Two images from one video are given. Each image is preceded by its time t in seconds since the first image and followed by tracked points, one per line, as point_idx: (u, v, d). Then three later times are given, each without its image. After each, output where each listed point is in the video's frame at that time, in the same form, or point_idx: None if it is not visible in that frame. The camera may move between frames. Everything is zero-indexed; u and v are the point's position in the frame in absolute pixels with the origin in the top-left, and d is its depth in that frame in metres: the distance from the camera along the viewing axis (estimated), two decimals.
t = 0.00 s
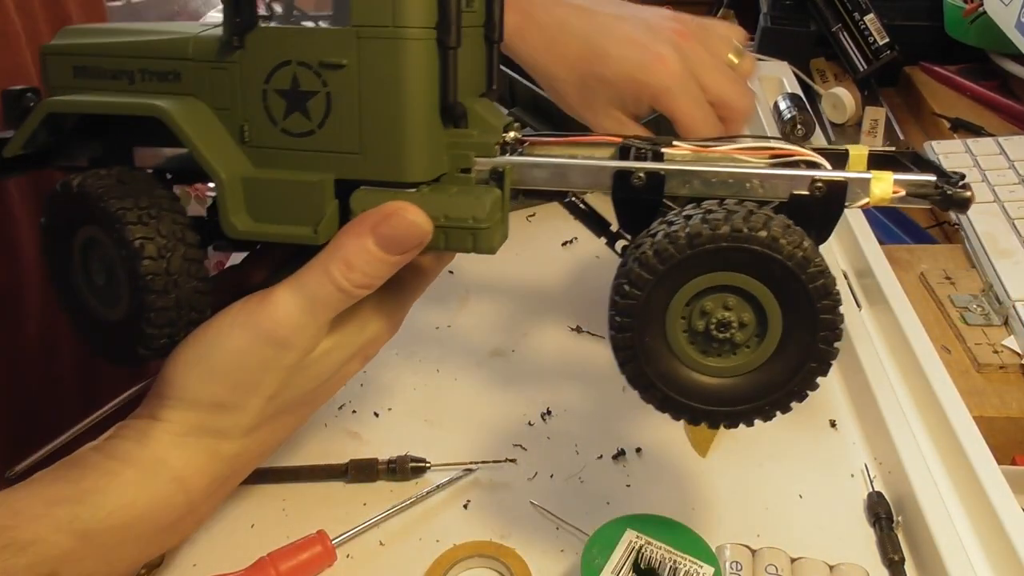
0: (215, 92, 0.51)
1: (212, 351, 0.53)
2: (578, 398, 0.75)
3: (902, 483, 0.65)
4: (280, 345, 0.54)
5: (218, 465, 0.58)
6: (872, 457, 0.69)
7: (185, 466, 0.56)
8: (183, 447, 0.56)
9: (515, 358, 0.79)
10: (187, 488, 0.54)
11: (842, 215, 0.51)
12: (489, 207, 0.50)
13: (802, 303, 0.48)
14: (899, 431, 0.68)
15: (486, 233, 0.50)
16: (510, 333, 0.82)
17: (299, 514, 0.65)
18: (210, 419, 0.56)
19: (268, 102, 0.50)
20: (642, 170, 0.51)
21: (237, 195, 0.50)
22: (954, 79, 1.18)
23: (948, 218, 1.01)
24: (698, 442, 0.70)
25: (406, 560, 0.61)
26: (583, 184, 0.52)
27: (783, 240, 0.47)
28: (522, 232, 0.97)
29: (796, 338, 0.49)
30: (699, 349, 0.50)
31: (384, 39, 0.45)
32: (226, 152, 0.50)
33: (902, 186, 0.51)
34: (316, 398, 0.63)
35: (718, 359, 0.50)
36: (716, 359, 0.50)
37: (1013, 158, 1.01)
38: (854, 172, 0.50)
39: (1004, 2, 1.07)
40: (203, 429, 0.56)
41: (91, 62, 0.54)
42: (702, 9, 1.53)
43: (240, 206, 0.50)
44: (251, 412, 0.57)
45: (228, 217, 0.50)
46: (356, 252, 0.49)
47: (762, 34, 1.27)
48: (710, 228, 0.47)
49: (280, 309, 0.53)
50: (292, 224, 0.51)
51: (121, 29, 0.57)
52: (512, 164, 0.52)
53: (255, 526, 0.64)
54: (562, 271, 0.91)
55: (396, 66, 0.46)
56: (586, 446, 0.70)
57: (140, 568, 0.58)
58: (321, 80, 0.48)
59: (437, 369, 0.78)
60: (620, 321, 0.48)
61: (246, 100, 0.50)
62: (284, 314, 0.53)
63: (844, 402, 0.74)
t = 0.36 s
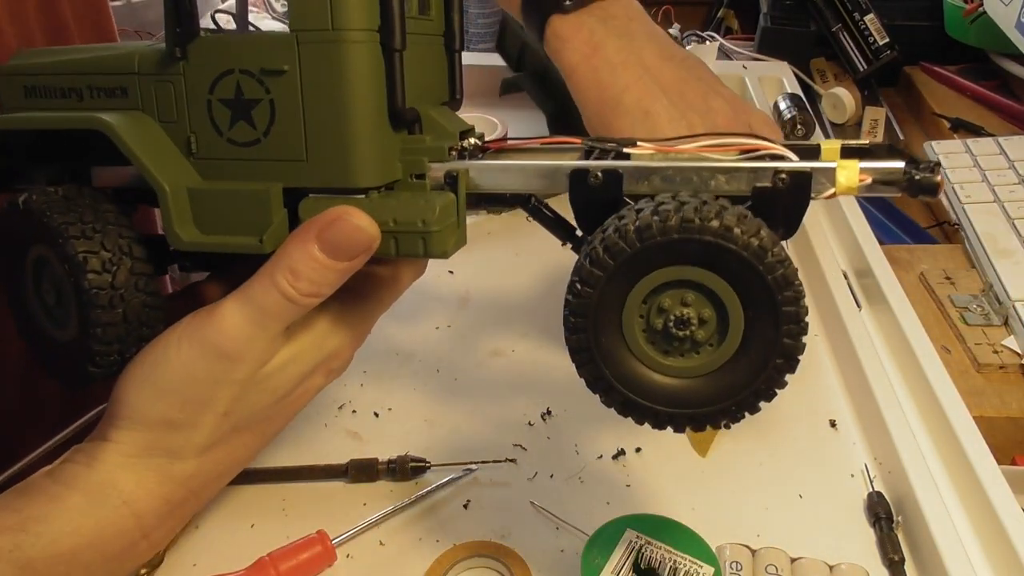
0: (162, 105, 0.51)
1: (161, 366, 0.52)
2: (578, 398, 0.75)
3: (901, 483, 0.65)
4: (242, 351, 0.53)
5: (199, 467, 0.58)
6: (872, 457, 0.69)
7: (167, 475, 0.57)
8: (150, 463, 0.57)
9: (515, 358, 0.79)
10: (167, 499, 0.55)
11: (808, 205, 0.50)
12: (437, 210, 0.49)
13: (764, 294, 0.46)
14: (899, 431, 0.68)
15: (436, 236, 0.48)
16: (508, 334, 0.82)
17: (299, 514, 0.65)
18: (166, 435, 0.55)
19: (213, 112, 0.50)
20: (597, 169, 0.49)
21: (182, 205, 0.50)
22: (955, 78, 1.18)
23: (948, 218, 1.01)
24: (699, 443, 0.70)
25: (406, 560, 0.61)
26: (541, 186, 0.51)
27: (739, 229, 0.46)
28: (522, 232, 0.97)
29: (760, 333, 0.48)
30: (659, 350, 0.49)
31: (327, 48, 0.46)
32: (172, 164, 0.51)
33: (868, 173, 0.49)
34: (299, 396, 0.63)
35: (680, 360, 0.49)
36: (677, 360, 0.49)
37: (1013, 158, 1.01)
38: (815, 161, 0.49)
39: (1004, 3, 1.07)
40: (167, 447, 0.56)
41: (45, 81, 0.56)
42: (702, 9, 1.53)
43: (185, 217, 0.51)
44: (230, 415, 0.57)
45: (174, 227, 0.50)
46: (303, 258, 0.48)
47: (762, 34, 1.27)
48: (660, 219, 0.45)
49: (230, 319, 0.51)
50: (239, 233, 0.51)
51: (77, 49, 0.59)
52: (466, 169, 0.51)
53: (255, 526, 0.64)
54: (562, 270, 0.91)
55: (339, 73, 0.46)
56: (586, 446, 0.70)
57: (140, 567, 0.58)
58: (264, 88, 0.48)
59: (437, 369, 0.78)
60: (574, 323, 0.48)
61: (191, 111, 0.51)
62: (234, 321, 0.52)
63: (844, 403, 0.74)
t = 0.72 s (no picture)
0: (220, 74, 0.49)
1: (225, 320, 0.51)
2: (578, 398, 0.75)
3: (902, 484, 0.65)
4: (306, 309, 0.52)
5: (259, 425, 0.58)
6: (872, 457, 0.69)
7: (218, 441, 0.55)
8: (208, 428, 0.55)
9: (515, 357, 0.79)
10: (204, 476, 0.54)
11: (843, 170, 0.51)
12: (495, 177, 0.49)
13: (812, 250, 0.47)
14: (898, 432, 0.68)
15: (495, 200, 0.49)
16: (509, 333, 0.82)
17: (298, 514, 0.65)
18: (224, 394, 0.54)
19: (272, 81, 0.49)
20: (642, 136, 0.51)
21: (249, 173, 0.50)
22: (954, 79, 1.18)
23: (948, 218, 1.01)
24: (700, 441, 0.69)
25: (406, 560, 0.61)
26: (587, 152, 0.52)
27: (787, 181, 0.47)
28: (522, 232, 0.97)
29: (808, 289, 0.48)
30: (712, 304, 0.49)
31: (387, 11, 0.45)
32: (230, 132, 0.49)
33: (899, 140, 0.50)
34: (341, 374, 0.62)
35: (731, 313, 0.49)
36: (729, 314, 0.49)
37: (1012, 158, 1.01)
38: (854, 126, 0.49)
39: (1004, 3, 1.07)
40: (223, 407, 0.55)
41: (90, 49, 0.53)
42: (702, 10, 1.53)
43: (251, 184, 0.50)
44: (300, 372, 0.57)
45: (242, 193, 0.50)
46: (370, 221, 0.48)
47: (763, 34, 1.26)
48: (716, 178, 0.46)
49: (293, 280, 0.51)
50: (299, 199, 0.50)
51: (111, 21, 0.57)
52: (514, 137, 0.51)
53: (255, 526, 0.64)
54: (562, 271, 0.91)
55: (402, 38, 0.45)
56: (586, 446, 0.70)
57: (140, 567, 0.58)
58: (325, 57, 0.47)
59: (437, 369, 0.78)
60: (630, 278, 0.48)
61: (249, 80, 0.49)
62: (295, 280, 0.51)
63: (845, 403, 0.74)
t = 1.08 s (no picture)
0: (402, 56, 0.58)
1: (387, 249, 0.60)
2: (578, 398, 0.75)
3: (901, 484, 0.65)
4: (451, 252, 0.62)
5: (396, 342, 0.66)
6: (872, 457, 0.69)
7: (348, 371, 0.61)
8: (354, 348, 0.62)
9: (516, 357, 0.79)
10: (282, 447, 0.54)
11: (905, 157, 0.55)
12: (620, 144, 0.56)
13: (874, 208, 0.50)
14: (898, 431, 0.68)
15: (612, 166, 0.56)
16: (508, 333, 0.82)
17: (299, 513, 0.65)
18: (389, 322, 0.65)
19: (442, 65, 0.57)
20: (737, 123, 0.55)
21: (416, 132, 0.58)
22: (954, 79, 1.18)
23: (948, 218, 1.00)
24: (698, 441, 0.70)
25: (405, 560, 0.61)
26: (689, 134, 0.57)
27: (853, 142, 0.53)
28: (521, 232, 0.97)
29: (869, 243, 0.51)
30: (785, 252, 0.53)
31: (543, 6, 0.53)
32: (402, 101, 0.58)
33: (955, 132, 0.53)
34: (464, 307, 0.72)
35: (802, 261, 0.53)
36: (800, 262, 0.53)
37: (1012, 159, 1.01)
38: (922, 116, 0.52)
39: (1004, 3, 1.07)
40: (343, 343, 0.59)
41: (301, 35, 0.63)
42: (702, 10, 1.53)
43: (417, 141, 0.58)
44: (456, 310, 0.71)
45: (409, 149, 0.58)
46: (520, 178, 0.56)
47: (763, 34, 1.28)
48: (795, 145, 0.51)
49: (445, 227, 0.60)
50: (458, 156, 0.59)
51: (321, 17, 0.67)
52: (629, 120, 0.56)
53: (255, 526, 0.64)
54: (562, 270, 0.91)
55: (551, 32, 0.53)
56: (586, 446, 0.70)
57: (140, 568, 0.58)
58: (485, 47, 0.55)
59: (437, 369, 0.78)
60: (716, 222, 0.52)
61: (425, 63, 0.58)
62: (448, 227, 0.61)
63: (845, 404, 0.74)
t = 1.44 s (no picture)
0: (408, 119, 0.71)
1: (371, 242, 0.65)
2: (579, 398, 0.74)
3: (902, 483, 0.65)
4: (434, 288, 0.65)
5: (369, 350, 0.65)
6: (872, 456, 0.69)
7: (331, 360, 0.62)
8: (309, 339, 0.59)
9: (516, 358, 0.79)
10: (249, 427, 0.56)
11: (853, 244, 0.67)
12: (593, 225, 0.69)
13: (804, 306, 0.62)
14: (899, 431, 0.68)
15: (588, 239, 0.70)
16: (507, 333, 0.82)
17: (299, 513, 0.65)
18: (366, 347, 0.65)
19: (444, 129, 0.70)
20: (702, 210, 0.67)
21: (417, 193, 0.72)
22: (954, 78, 1.18)
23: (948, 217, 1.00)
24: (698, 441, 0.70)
25: (406, 561, 0.61)
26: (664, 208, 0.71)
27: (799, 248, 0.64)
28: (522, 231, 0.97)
29: (805, 333, 0.63)
30: (733, 338, 0.65)
31: (537, 89, 0.64)
32: (409, 161, 0.71)
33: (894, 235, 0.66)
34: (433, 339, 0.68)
35: (745, 346, 0.65)
36: (745, 346, 0.65)
37: (1013, 158, 1.01)
38: (858, 217, 0.65)
39: (1004, 2, 1.07)
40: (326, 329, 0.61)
41: (317, 82, 0.74)
42: (702, 9, 1.52)
43: (418, 201, 0.73)
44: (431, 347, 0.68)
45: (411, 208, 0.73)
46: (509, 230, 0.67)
47: (762, 33, 1.27)
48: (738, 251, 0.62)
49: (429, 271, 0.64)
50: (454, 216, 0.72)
51: (338, 57, 0.76)
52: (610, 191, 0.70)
53: (256, 527, 0.64)
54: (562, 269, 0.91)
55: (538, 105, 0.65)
56: (586, 446, 0.70)
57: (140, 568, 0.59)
58: (483, 116, 0.67)
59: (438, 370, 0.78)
60: (673, 314, 0.65)
61: (428, 127, 0.70)
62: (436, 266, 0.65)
63: (845, 403, 0.74)
